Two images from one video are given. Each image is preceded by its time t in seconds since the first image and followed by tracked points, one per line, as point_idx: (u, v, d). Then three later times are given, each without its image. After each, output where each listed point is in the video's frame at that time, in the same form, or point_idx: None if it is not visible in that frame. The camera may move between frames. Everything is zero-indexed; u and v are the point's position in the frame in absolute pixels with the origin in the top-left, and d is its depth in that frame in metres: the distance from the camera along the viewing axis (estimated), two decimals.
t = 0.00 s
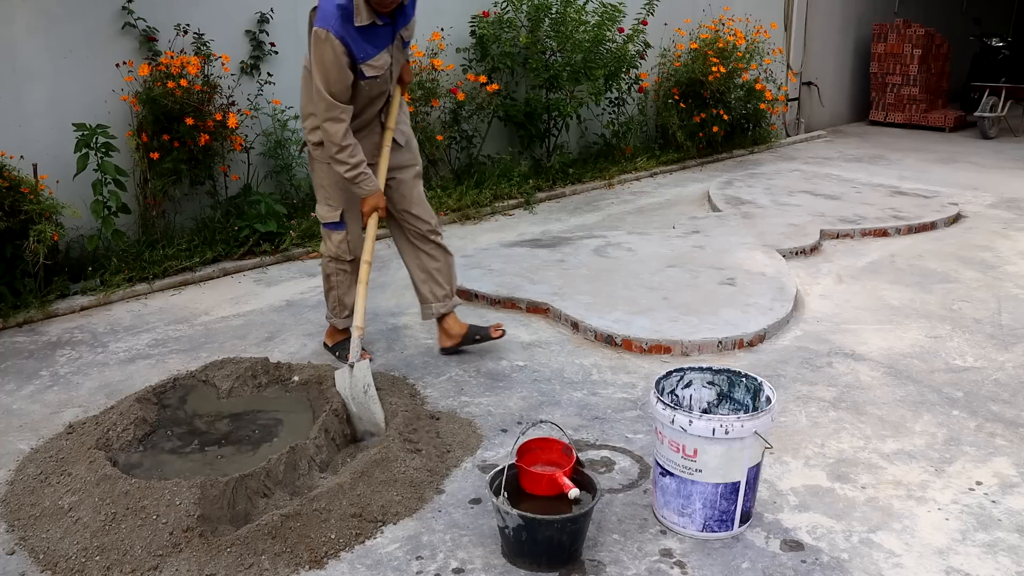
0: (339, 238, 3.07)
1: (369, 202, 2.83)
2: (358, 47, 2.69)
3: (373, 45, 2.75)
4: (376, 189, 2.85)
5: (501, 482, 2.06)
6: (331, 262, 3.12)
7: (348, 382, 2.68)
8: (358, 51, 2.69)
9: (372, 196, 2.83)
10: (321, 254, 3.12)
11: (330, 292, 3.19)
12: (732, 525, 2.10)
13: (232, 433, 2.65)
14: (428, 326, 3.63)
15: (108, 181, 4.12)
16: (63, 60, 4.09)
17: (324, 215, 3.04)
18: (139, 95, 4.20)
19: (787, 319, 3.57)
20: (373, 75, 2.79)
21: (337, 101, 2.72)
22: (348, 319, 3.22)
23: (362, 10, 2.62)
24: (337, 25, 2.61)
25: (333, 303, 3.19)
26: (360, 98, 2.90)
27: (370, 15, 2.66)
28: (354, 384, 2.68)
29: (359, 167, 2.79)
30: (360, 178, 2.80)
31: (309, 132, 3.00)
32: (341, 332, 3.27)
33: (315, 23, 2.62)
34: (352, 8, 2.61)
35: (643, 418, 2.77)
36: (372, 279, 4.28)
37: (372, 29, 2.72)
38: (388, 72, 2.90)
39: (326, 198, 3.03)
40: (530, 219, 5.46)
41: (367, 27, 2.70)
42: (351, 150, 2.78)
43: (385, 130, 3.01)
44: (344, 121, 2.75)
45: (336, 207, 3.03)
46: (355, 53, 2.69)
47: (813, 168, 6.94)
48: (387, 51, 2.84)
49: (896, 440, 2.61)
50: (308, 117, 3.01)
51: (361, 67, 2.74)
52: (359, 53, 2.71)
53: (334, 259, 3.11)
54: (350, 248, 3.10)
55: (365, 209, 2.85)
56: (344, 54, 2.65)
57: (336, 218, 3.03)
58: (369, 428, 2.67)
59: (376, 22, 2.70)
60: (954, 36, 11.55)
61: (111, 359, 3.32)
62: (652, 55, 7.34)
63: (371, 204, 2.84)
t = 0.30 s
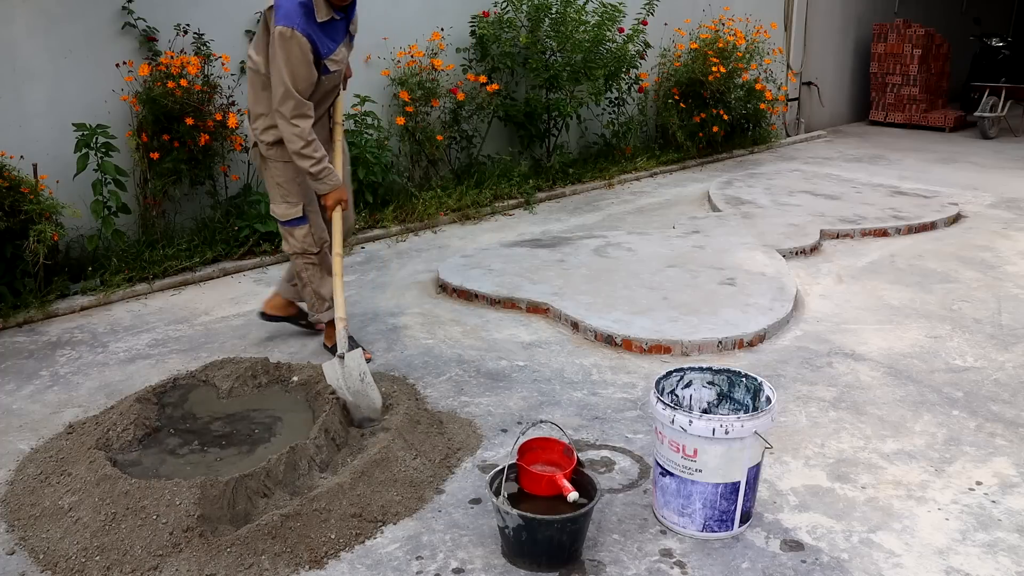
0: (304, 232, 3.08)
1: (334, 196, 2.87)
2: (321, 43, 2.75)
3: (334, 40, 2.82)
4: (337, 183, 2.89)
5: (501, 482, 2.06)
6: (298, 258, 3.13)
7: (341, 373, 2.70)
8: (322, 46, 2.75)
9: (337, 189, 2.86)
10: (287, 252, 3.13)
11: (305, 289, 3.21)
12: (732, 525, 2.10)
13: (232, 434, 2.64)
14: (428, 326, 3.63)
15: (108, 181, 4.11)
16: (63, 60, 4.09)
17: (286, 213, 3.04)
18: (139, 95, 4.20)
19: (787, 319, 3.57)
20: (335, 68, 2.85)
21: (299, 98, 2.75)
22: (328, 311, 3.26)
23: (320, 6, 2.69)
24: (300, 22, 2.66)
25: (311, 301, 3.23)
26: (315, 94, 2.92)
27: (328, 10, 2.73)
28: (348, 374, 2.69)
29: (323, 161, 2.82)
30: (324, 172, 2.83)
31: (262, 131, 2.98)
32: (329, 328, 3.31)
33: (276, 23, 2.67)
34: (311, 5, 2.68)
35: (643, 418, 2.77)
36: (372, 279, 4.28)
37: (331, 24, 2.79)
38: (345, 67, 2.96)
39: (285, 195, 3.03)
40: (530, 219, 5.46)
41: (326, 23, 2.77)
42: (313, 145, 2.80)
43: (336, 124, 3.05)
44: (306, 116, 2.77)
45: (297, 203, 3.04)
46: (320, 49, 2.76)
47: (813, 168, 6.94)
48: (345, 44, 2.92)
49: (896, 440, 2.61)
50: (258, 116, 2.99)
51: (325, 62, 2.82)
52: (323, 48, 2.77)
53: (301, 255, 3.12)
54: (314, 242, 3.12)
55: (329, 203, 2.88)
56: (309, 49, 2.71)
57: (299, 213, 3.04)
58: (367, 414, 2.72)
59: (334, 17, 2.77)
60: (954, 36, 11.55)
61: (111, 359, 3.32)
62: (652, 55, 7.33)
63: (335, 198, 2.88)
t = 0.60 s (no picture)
0: (266, 234, 3.10)
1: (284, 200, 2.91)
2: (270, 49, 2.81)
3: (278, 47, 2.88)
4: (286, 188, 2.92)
5: (501, 482, 2.06)
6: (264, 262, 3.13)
7: (330, 360, 2.80)
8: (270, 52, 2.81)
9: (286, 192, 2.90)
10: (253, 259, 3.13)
11: (279, 291, 3.20)
12: (732, 525, 2.10)
13: (232, 434, 2.64)
14: (428, 326, 3.63)
15: (108, 181, 4.12)
16: (63, 60, 4.09)
17: (244, 219, 3.05)
18: (139, 95, 4.20)
19: (787, 319, 3.57)
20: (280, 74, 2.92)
21: (245, 102, 2.79)
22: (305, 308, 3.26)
23: (266, 14, 2.74)
24: (250, 31, 2.71)
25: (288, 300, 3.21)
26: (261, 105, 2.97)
27: (273, 17, 2.79)
28: (339, 359, 2.80)
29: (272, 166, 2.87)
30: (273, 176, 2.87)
31: (208, 143, 2.99)
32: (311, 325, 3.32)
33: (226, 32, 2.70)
34: (257, 14, 2.73)
35: (643, 418, 2.77)
36: (372, 279, 4.29)
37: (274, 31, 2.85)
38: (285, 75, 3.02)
39: (240, 202, 3.05)
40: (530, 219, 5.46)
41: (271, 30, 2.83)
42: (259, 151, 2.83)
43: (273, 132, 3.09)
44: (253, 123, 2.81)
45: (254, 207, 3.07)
46: (270, 56, 2.82)
47: (813, 168, 6.95)
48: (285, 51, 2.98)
49: (896, 440, 2.61)
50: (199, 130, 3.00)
51: (271, 69, 2.87)
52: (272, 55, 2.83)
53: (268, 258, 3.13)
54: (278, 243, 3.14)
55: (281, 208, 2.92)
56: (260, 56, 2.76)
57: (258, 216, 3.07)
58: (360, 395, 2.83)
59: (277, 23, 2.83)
60: (954, 36, 11.55)
61: (111, 359, 3.32)
62: (652, 55, 7.33)
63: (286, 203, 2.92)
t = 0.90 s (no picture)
0: (210, 221, 3.14)
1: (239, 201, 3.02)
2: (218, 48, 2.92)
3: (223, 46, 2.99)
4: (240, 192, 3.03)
5: (501, 482, 2.06)
6: (200, 250, 3.15)
7: (311, 359, 2.91)
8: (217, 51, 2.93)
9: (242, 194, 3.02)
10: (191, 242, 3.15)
11: (201, 280, 3.20)
12: (732, 525, 2.10)
13: (231, 434, 2.64)
14: (427, 326, 3.63)
15: (108, 181, 4.12)
16: (63, 60, 4.09)
17: (189, 205, 3.10)
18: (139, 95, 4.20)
19: (787, 319, 3.57)
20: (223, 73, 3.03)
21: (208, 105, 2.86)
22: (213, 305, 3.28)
23: (218, 15, 2.86)
24: (205, 32, 2.81)
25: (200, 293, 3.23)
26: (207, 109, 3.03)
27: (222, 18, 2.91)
28: (320, 357, 2.91)
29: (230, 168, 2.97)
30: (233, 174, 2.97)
31: (143, 134, 3.03)
32: (189, 323, 3.30)
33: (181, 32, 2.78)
34: (210, 15, 2.83)
35: (643, 419, 2.77)
36: (372, 279, 4.29)
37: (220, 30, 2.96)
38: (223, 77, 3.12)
39: (181, 189, 3.10)
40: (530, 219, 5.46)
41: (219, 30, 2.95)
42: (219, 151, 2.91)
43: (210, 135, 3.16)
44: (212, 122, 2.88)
45: (197, 195, 3.12)
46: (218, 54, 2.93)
47: (813, 167, 6.95)
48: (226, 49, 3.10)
49: (896, 440, 2.61)
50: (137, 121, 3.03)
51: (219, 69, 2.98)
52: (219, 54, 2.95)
53: (204, 247, 3.15)
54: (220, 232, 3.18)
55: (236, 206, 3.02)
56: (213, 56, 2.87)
57: (203, 203, 3.11)
58: (344, 387, 2.93)
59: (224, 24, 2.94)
60: (955, 36, 11.55)
61: (111, 359, 3.32)
62: (652, 55, 7.33)
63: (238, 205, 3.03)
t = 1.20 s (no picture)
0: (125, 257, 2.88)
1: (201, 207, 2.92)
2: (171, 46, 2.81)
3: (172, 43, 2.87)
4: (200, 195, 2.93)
5: (501, 482, 2.06)
6: (102, 284, 2.86)
7: (294, 356, 2.90)
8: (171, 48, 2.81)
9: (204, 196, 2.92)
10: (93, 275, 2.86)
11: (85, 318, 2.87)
12: (732, 525, 2.10)
13: (230, 434, 2.64)
14: (427, 326, 3.63)
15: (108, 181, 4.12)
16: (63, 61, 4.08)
17: (109, 235, 2.85)
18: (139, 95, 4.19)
19: (787, 319, 3.57)
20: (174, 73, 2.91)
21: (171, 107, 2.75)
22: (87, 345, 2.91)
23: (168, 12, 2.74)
24: (161, 30, 2.69)
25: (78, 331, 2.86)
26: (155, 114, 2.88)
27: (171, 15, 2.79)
28: (302, 352, 2.89)
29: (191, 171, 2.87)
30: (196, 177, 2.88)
31: (93, 151, 2.80)
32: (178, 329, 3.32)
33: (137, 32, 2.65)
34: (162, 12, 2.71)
35: (643, 418, 2.77)
36: (372, 279, 4.29)
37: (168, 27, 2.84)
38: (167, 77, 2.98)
39: (108, 218, 2.85)
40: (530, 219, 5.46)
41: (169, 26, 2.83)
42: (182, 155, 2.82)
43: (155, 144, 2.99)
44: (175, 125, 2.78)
45: (121, 228, 2.88)
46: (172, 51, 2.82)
47: (813, 167, 6.95)
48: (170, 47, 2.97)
49: (896, 440, 2.61)
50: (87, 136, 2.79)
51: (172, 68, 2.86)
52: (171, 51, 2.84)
53: (108, 282, 2.87)
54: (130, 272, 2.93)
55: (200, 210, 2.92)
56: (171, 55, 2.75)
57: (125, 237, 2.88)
58: (324, 377, 2.96)
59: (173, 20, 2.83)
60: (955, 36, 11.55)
61: (111, 359, 3.31)
62: (652, 55, 7.33)
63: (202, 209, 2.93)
